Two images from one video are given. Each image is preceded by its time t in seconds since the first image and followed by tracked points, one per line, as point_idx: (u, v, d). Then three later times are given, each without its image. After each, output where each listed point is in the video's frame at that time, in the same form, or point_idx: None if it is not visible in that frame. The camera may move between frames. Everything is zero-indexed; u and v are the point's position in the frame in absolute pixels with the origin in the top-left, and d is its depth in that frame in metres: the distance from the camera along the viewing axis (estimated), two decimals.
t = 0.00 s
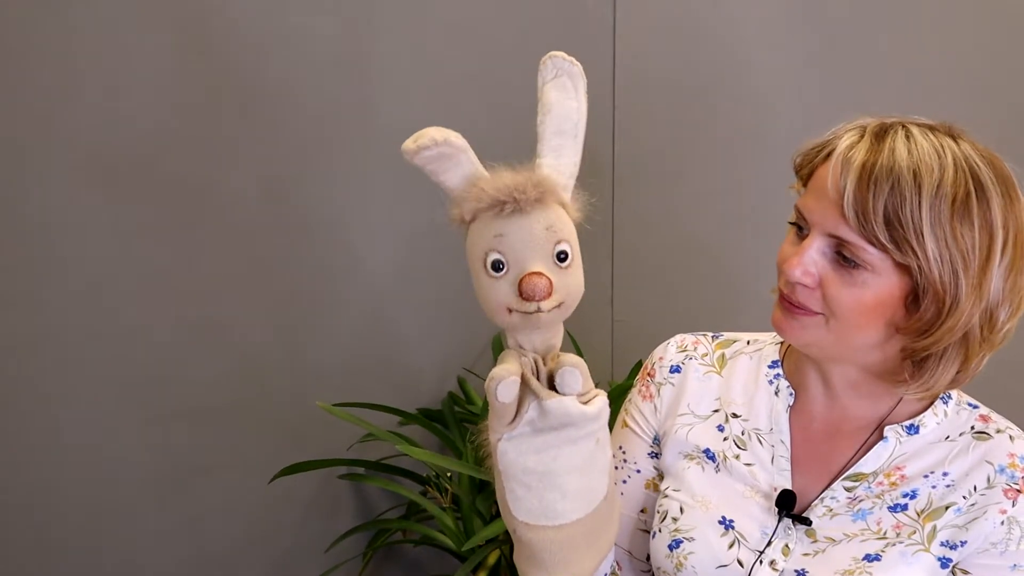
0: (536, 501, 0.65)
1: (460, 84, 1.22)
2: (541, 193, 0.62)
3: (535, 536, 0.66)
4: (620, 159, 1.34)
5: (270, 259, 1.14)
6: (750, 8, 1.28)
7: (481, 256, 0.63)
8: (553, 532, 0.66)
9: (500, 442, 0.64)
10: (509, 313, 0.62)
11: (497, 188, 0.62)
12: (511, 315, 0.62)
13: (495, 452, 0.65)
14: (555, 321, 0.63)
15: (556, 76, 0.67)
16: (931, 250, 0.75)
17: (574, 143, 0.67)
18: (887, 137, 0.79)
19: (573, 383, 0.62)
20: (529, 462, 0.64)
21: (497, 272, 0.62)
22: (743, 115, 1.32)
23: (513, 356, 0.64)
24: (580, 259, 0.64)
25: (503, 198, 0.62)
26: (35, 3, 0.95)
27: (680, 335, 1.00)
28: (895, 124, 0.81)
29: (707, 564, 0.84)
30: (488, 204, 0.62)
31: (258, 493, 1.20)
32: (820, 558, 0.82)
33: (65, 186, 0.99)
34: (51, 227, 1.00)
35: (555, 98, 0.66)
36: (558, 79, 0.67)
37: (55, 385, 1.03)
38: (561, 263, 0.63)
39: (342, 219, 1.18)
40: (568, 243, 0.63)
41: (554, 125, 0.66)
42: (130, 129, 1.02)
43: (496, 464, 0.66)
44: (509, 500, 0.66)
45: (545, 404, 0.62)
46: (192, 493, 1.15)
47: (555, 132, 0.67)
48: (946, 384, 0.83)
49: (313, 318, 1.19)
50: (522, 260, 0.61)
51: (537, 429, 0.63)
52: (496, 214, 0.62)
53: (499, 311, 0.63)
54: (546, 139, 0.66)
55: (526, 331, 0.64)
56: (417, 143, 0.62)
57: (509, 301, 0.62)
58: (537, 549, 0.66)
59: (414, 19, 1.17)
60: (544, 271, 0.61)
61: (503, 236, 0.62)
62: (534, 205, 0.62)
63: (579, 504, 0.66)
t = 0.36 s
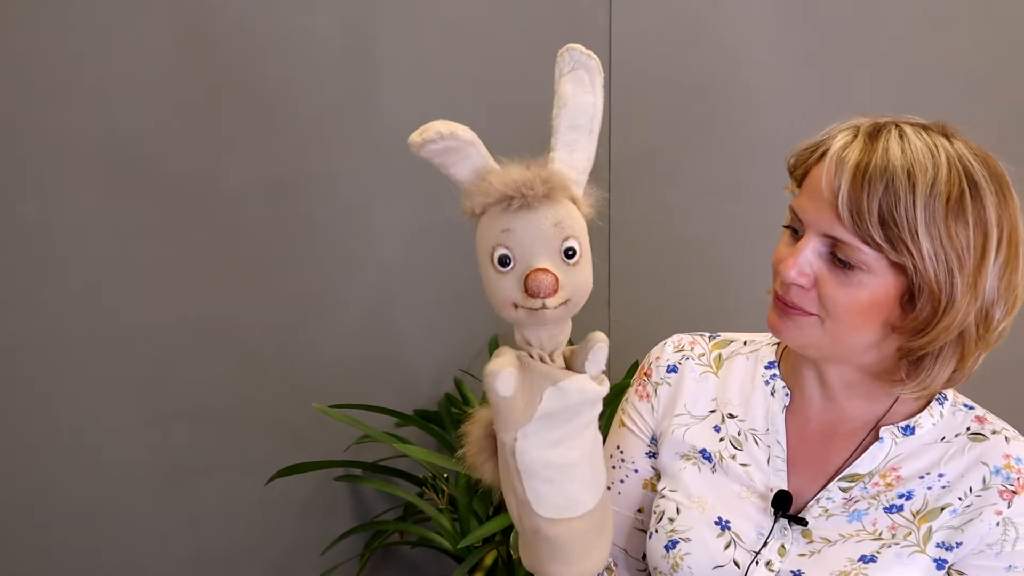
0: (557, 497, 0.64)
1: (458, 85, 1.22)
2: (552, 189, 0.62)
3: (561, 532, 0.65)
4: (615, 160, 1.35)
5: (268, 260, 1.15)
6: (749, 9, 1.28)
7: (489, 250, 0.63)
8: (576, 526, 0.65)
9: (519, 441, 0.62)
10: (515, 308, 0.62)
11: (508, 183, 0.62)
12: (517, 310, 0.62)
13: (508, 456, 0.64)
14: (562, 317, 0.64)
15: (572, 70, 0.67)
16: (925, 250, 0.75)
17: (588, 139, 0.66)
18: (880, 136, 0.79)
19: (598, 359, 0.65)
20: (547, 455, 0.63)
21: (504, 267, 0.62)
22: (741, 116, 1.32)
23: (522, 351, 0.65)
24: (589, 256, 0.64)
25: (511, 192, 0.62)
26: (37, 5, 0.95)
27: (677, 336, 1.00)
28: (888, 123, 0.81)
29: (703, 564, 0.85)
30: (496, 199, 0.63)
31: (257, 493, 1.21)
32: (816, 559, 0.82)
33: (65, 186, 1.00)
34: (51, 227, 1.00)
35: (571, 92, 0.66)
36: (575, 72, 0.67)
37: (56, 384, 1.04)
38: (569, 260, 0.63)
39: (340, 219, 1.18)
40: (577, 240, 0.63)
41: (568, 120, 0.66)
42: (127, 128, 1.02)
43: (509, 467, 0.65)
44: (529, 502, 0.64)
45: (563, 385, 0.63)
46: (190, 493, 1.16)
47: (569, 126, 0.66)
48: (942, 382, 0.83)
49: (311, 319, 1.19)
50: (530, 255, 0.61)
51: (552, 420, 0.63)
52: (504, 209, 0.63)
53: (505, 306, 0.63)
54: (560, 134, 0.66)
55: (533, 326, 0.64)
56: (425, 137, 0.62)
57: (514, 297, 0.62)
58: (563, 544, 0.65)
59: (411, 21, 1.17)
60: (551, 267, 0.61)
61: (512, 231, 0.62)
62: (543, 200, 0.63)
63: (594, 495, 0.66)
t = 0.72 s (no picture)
0: (516, 490, 0.66)
1: (452, 83, 1.22)
2: (537, 191, 0.63)
3: (519, 524, 0.66)
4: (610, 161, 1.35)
5: (263, 258, 1.14)
6: (744, 8, 1.28)
7: (476, 253, 0.63)
8: (534, 524, 0.66)
9: (485, 424, 0.66)
10: (503, 311, 0.62)
11: (493, 186, 0.62)
12: (505, 313, 0.62)
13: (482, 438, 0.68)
14: (550, 319, 0.64)
15: (556, 72, 0.67)
16: (922, 249, 0.75)
17: (574, 139, 0.66)
18: (877, 137, 0.79)
19: (610, 385, 0.63)
20: (512, 446, 0.65)
21: (492, 270, 0.62)
22: (735, 117, 1.32)
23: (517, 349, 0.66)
24: (577, 256, 0.64)
25: (496, 195, 0.62)
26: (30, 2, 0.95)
27: (673, 335, 1.00)
28: (885, 123, 0.81)
29: (701, 564, 0.84)
30: (482, 202, 0.62)
31: (247, 494, 1.20)
32: (814, 557, 0.82)
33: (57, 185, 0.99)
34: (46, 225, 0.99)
35: (554, 94, 0.66)
36: (559, 74, 0.67)
37: (49, 383, 1.03)
38: (557, 262, 0.63)
39: (333, 218, 1.18)
40: (564, 241, 0.63)
41: (553, 122, 0.66)
42: (123, 127, 1.02)
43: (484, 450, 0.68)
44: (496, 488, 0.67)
45: (526, 381, 0.64)
46: (184, 493, 1.15)
47: (555, 128, 0.66)
48: (938, 382, 0.83)
49: (305, 318, 1.19)
50: (516, 258, 0.61)
51: (522, 414, 0.65)
52: (490, 212, 0.62)
53: (493, 309, 0.63)
54: (546, 136, 0.66)
55: (521, 329, 0.65)
56: (412, 142, 0.62)
57: (502, 299, 0.62)
58: (520, 537, 0.67)
59: (407, 19, 1.17)
60: (539, 269, 0.61)
61: (498, 234, 0.62)
62: (529, 202, 0.63)
63: (563, 499, 0.66)
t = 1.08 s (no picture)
0: (531, 496, 0.64)
1: (449, 83, 1.22)
2: (535, 192, 0.62)
3: (536, 530, 0.66)
4: (603, 162, 1.34)
5: (255, 259, 1.13)
6: (741, 9, 1.28)
7: (474, 254, 0.62)
8: (550, 528, 0.66)
9: (497, 438, 0.63)
10: (502, 313, 0.62)
11: (492, 186, 0.62)
12: (503, 315, 0.62)
13: (490, 449, 0.65)
14: (549, 320, 0.63)
15: (552, 75, 0.67)
16: (920, 251, 0.75)
17: (569, 142, 0.66)
18: (875, 138, 0.79)
19: (594, 374, 0.61)
20: (526, 456, 0.63)
21: (490, 271, 0.62)
22: (729, 118, 1.33)
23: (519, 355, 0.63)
24: (574, 258, 0.64)
25: (496, 196, 0.62)
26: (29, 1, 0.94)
27: (666, 335, 1.00)
28: (883, 124, 0.81)
29: (696, 565, 0.84)
30: (481, 203, 0.62)
31: (236, 496, 1.19)
32: (811, 558, 0.82)
33: (47, 181, 0.98)
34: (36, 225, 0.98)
35: (550, 96, 0.66)
36: (554, 77, 0.67)
37: (48, 383, 1.02)
38: (555, 263, 0.62)
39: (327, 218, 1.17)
40: (561, 242, 0.63)
41: (549, 124, 0.66)
42: (114, 122, 1.00)
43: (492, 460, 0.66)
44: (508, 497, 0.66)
45: (542, 394, 0.61)
46: (177, 494, 1.13)
47: (551, 131, 0.66)
48: (934, 383, 0.83)
49: (297, 318, 1.18)
50: (515, 259, 0.61)
51: (533, 423, 0.63)
52: (489, 213, 0.62)
53: (492, 310, 0.62)
54: (542, 138, 0.66)
55: (519, 330, 0.63)
56: (413, 141, 0.61)
57: (501, 300, 0.61)
58: (539, 544, 0.66)
59: (402, 19, 1.17)
60: (538, 270, 0.61)
61: (496, 235, 0.61)
62: (528, 203, 0.62)
63: (578, 497, 0.66)
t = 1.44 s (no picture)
0: (530, 493, 0.64)
1: (433, 80, 1.19)
2: (535, 188, 0.62)
3: (534, 527, 0.65)
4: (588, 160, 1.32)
5: (235, 260, 1.12)
6: (729, 7, 1.26)
7: (473, 249, 0.62)
8: (552, 524, 0.65)
9: (495, 437, 0.63)
10: (499, 308, 0.61)
11: (492, 180, 0.62)
12: (501, 310, 0.61)
13: (486, 447, 0.64)
14: (544, 317, 0.63)
15: (548, 73, 0.67)
16: (904, 251, 0.76)
17: (565, 140, 0.66)
18: (860, 138, 0.80)
19: (566, 369, 0.62)
20: (526, 453, 0.62)
21: (488, 265, 0.61)
22: (716, 114, 1.31)
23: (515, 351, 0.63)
24: (570, 255, 0.64)
25: (497, 191, 0.61)
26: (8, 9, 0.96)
27: (652, 335, 1.00)
28: (867, 125, 0.82)
29: (682, 565, 0.84)
30: (481, 198, 0.62)
31: (217, 497, 1.18)
32: (797, 557, 0.82)
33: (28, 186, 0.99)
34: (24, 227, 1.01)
35: (547, 94, 0.66)
36: (550, 77, 0.67)
37: (35, 384, 1.04)
38: (552, 259, 0.62)
39: (309, 218, 1.15)
40: (559, 239, 0.63)
41: (544, 122, 0.66)
42: (96, 129, 1.01)
43: (485, 457, 0.65)
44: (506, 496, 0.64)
45: (541, 398, 0.61)
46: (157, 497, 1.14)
47: (547, 130, 0.66)
48: (919, 383, 0.84)
49: (278, 320, 1.17)
50: (514, 254, 0.61)
51: (534, 419, 0.62)
52: (488, 208, 0.62)
53: (488, 305, 0.62)
54: (538, 136, 0.66)
55: (514, 326, 0.63)
56: (419, 132, 0.61)
57: (499, 295, 0.61)
58: (537, 542, 0.65)
59: (382, 11, 1.14)
60: (536, 265, 0.61)
61: (496, 230, 0.61)
62: (527, 199, 0.62)
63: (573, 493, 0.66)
